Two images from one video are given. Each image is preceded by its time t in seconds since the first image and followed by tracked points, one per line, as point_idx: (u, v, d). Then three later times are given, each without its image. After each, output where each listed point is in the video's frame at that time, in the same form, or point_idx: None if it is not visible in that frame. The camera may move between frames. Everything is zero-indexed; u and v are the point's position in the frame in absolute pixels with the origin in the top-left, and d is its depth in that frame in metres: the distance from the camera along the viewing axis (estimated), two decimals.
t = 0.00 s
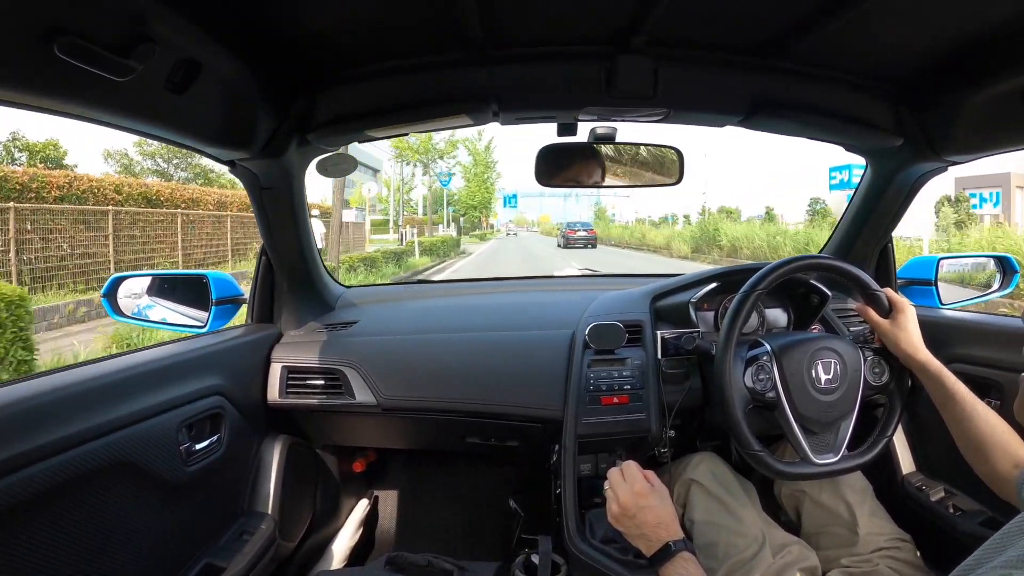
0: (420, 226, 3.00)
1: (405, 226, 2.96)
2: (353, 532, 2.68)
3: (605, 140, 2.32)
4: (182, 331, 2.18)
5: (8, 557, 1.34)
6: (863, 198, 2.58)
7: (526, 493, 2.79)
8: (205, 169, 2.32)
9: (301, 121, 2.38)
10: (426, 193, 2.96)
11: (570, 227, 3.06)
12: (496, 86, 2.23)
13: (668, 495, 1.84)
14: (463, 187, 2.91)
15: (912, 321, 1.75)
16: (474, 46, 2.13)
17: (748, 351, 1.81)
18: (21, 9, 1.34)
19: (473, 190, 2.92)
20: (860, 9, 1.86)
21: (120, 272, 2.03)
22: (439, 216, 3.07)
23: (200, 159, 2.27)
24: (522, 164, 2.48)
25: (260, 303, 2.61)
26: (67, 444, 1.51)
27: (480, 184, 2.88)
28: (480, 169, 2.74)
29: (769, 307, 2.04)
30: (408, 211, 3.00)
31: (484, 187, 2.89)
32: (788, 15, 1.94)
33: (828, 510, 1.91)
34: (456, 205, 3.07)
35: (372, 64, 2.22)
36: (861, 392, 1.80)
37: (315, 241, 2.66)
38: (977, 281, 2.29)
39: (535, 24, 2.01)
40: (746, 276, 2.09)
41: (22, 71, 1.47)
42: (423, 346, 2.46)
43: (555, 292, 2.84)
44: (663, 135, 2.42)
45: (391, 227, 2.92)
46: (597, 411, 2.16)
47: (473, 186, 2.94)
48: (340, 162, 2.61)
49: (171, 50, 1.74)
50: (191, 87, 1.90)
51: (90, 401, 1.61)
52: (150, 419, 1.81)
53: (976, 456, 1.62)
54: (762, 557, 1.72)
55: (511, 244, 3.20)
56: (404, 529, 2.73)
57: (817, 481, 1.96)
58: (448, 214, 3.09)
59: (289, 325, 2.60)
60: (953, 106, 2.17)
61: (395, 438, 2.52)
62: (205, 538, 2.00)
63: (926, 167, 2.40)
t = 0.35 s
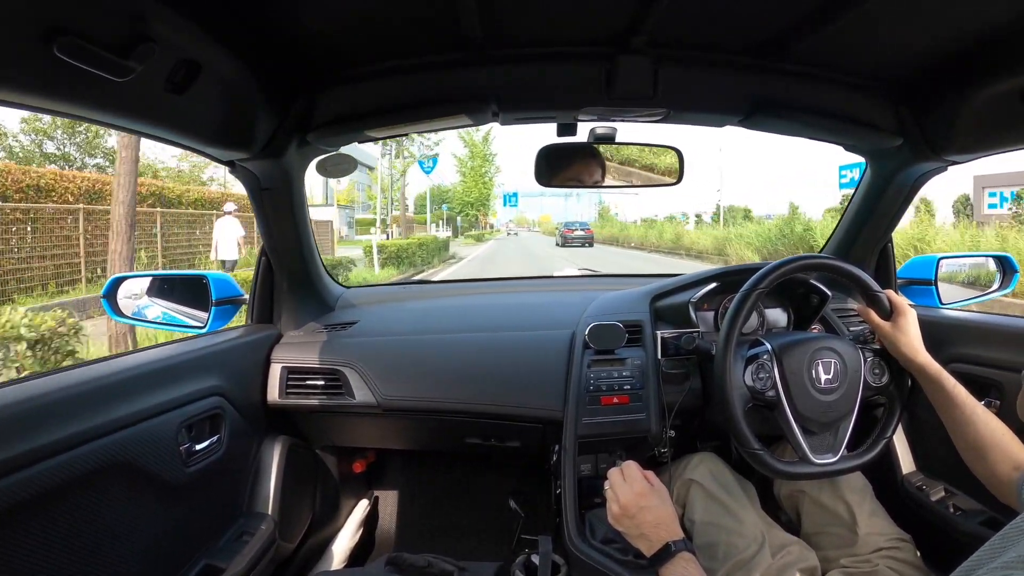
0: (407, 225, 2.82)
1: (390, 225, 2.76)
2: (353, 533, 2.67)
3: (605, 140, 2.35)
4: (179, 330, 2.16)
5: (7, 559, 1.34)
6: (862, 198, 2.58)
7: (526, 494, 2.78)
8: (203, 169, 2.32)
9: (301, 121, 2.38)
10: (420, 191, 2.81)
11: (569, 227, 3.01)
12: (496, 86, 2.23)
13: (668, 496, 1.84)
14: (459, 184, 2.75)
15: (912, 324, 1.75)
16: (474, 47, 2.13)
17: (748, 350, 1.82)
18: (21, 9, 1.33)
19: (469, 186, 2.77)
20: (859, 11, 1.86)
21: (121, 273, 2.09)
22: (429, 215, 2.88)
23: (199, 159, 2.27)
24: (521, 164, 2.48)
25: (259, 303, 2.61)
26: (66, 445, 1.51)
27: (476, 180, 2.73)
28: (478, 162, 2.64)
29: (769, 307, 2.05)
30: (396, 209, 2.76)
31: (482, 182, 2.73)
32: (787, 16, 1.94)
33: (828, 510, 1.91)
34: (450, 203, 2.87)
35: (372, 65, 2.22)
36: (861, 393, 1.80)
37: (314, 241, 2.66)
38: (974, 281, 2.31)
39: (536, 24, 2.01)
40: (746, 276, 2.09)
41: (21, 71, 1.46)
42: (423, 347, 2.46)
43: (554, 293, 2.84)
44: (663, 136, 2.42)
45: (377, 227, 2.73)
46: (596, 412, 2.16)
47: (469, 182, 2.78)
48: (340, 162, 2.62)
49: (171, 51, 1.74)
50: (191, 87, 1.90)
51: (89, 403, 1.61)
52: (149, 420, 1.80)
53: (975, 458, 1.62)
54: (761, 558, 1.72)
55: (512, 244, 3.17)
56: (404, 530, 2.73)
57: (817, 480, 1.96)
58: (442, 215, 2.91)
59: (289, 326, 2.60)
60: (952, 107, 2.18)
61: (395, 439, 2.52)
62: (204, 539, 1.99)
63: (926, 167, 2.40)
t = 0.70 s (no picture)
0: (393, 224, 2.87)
1: (374, 223, 2.81)
2: (355, 531, 2.67)
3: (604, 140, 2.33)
4: (178, 330, 2.18)
5: (9, 560, 1.34)
6: (863, 197, 2.58)
7: (527, 493, 2.78)
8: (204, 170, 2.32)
9: (302, 121, 2.38)
10: (414, 191, 2.84)
11: (567, 227, 2.98)
12: (497, 86, 2.23)
13: (669, 495, 1.84)
14: (453, 176, 2.77)
15: (912, 318, 1.75)
16: (475, 46, 2.13)
17: (749, 350, 1.81)
18: (20, 10, 1.34)
19: (463, 180, 2.80)
20: (860, 10, 1.86)
21: (122, 274, 2.07)
22: (423, 213, 2.89)
23: (201, 160, 2.27)
24: (522, 164, 2.48)
25: (260, 304, 2.61)
26: (68, 445, 1.51)
27: (471, 172, 2.75)
28: (474, 154, 2.66)
29: (770, 306, 2.05)
30: (383, 206, 2.85)
31: (476, 174, 2.76)
32: (787, 15, 1.94)
33: (829, 509, 1.91)
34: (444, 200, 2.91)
35: (372, 64, 2.22)
36: (862, 391, 1.80)
37: (315, 241, 2.66)
38: (976, 278, 2.31)
39: (537, 23, 2.01)
40: (746, 275, 2.09)
41: (21, 73, 1.46)
42: (424, 346, 2.46)
43: (554, 292, 2.84)
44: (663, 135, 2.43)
45: (361, 227, 2.79)
46: (597, 411, 2.16)
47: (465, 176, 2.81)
48: (340, 162, 2.61)
49: (171, 51, 1.74)
50: (191, 88, 1.90)
51: (91, 403, 1.61)
52: (151, 420, 1.80)
53: (978, 450, 1.62)
54: (763, 557, 1.72)
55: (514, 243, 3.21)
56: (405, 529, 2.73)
57: (818, 479, 1.96)
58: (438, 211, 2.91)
59: (290, 326, 2.60)
60: (953, 106, 2.18)
61: (396, 439, 2.52)
62: (205, 539, 2.00)
63: (926, 166, 2.40)
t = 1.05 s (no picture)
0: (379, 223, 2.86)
1: (351, 222, 2.79)
2: (354, 531, 2.67)
3: (604, 138, 2.42)
4: (178, 331, 2.16)
5: (8, 559, 1.34)
6: (862, 197, 2.58)
7: (527, 492, 2.79)
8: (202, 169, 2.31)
9: (301, 120, 2.38)
10: (412, 188, 2.86)
11: (565, 227, 3.06)
12: (497, 85, 2.23)
13: (669, 494, 1.84)
14: (446, 168, 2.75)
15: (913, 319, 1.75)
16: (475, 46, 2.13)
17: (749, 349, 1.82)
18: (18, 10, 1.33)
19: (457, 172, 2.78)
20: (860, 10, 1.86)
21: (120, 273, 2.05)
22: (416, 212, 2.91)
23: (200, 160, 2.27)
24: (522, 163, 2.48)
25: (260, 303, 2.61)
26: (67, 445, 1.51)
27: (467, 165, 2.74)
28: (468, 142, 2.62)
29: (769, 305, 2.05)
30: (374, 202, 2.85)
31: (473, 167, 2.75)
32: (788, 14, 1.94)
33: (829, 509, 1.91)
34: (436, 196, 2.92)
35: (372, 64, 2.22)
36: (861, 391, 1.80)
37: (314, 241, 2.66)
38: (976, 278, 2.35)
39: (537, 23, 2.00)
40: (746, 275, 2.09)
41: (20, 72, 1.46)
42: (425, 345, 2.46)
43: (553, 291, 2.84)
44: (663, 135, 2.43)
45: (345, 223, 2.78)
46: (597, 410, 2.16)
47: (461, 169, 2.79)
48: (340, 161, 2.61)
49: (171, 50, 1.73)
50: (190, 87, 1.89)
51: (90, 403, 1.61)
52: (150, 420, 1.80)
53: (979, 452, 1.63)
54: (763, 557, 1.72)
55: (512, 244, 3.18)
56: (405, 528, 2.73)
57: (817, 479, 1.96)
58: (430, 210, 2.95)
59: (289, 326, 2.60)
60: (953, 106, 2.18)
61: (396, 438, 2.52)
62: (205, 539, 1.99)
63: (926, 165, 2.40)
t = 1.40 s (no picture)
0: (357, 219, 2.81)
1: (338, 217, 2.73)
2: (355, 532, 2.68)
3: (604, 139, 2.34)
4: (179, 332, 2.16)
5: (7, 560, 1.34)
6: (862, 197, 2.57)
7: (528, 493, 2.78)
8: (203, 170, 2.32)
9: (301, 121, 2.38)
10: (405, 186, 2.72)
11: (564, 227, 2.94)
12: (497, 86, 2.23)
13: (669, 495, 1.84)
14: (438, 156, 2.63)
15: (914, 322, 1.75)
16: (474, 47, 2.13)
17: (750, 349, 1.82)
18: (20, 10, 1.34)
19: (450, 161, 2.64)
20: (860, 10, 1.86)
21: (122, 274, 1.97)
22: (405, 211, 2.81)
23: (200, 161, 2.27)
24: (522, 164, 2.48)
25: (260, 304, 2.61)
26: (68, 446, 1.51)
27: (460, 152, 2.62)
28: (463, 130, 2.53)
29: (770, 306, 2.04)
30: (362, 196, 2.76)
31: (467, 155, 2.63)
32: (787, 15, 1.94)
33: (830, 509, 1.91)
34: (425, 192, 2.73)
35: (371, 64, 2.22)
36: (862, 391, 1.80)
37: (315, 243, 2.66)
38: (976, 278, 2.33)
39: (536, 23, 2.01)
40: (747, 275, 2.09)
41: (21, 73, 1.46)
42: (425, 347, 2.46)
43: (553, 292, 2.84)
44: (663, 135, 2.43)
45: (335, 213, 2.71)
46: (598, 411, 2.16)
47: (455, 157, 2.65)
48: (340, 161, 2.61)
49: (172, 51, 1.74)
50: (191, 88, 1.90)
51: (90, 404, 1.61)
52: (151, 420, 1.80)
53: (979, 455, 1.61)
54: (763, 557, 1.71)
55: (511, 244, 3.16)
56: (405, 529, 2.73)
57: (818, 480, 1.96)
58: (419, 209, 2.81)
59: (290, 327, 2.60)
60: (953, 106, 2.18)
61: (396, 439, 2.52)
62: (205, 540, 1.99)
63: (926, 166, 2.39)
